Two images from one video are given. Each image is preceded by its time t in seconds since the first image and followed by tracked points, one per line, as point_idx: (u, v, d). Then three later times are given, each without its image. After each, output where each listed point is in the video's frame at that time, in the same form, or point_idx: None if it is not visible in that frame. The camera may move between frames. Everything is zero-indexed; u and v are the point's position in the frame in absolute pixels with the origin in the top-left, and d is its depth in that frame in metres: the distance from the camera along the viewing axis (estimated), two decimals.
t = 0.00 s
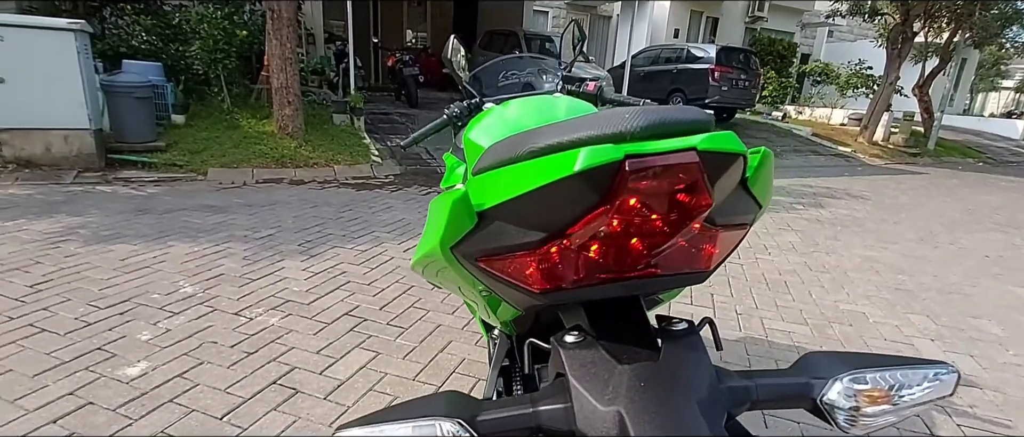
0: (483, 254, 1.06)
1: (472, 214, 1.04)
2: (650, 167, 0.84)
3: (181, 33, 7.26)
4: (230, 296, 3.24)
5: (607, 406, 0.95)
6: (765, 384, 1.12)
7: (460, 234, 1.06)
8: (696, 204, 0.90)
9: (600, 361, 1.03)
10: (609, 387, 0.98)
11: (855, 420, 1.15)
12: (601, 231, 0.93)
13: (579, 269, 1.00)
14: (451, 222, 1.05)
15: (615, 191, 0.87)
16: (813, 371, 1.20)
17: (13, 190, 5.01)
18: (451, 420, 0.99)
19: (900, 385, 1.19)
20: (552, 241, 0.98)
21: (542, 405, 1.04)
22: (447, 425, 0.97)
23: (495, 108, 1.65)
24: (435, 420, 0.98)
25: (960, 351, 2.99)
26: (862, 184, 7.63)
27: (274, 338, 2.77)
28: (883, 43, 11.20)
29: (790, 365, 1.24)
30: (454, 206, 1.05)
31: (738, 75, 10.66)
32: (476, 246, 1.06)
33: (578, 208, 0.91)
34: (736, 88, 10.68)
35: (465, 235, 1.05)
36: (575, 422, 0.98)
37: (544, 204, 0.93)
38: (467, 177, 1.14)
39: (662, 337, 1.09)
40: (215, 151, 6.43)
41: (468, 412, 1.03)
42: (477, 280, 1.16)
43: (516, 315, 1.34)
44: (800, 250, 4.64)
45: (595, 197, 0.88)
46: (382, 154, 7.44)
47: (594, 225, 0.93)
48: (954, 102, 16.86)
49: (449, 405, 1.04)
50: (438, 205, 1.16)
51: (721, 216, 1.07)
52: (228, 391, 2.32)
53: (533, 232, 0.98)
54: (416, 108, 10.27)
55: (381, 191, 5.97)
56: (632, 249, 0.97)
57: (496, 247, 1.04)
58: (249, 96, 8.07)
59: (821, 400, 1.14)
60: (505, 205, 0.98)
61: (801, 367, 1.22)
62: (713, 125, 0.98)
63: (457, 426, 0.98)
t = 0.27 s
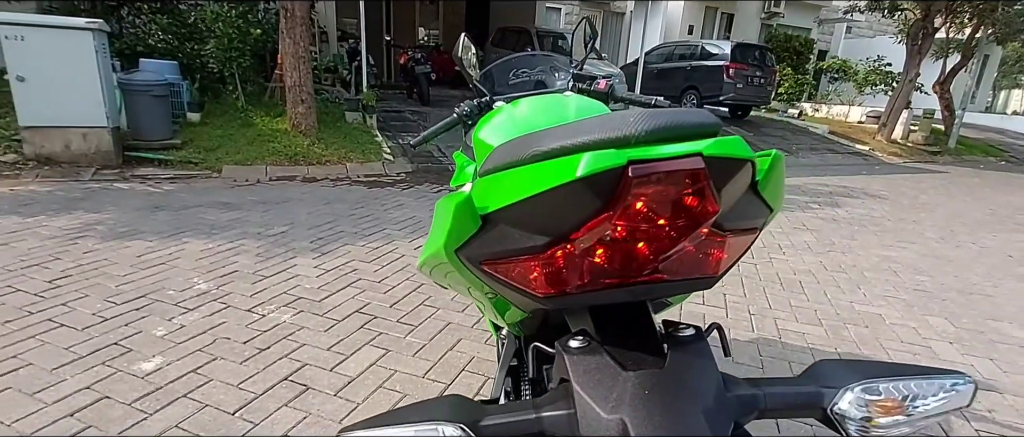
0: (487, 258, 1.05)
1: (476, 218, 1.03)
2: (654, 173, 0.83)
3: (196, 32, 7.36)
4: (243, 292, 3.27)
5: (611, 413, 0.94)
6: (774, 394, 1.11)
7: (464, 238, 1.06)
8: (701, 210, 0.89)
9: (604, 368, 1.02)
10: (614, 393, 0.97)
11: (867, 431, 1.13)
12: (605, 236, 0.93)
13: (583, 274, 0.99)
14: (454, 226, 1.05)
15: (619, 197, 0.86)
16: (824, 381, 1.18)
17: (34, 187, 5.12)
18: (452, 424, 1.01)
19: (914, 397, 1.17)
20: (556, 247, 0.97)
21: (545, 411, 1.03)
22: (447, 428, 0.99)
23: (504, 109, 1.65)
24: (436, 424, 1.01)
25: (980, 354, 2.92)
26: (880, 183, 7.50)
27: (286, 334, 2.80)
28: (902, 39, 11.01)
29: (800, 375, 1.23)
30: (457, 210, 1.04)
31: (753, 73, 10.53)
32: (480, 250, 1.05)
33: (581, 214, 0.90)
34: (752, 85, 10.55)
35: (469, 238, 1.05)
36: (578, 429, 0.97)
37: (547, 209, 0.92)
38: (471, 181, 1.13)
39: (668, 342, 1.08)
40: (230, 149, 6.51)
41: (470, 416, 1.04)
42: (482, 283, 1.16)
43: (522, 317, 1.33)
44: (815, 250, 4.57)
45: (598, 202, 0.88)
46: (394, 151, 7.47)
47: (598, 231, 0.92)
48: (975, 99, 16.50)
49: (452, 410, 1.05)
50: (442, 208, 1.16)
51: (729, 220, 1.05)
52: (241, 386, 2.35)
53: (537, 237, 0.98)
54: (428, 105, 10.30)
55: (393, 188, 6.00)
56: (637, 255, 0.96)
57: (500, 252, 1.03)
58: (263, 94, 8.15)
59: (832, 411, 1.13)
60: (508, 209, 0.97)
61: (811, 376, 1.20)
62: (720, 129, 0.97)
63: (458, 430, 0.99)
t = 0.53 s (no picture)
0: (491, 256, 1.05)
1: (480, 216, 1.03)
2: (656, 171, 0.83)
3: (208, 31, 7.44)
4: (255, 288, 3.31)
5: (614, 412, 0.94)
6: (779, 394, 1.10)
7: (468, 236, 1.06)
8: (705, 208, 0.88)
9: (608, 366, 1.02)
10: (617, 392, 0.96)
11: (875, 431, 1.12)
12: (608, 235, 0.92)
13: (586, 273, 0.99)
14: (459, 224, 1.05)
15: (622, 195, 0.86)
16: (831, 381, 1.17)
17: (50, 184, 5.20)
18: (455, 420, 1.01)
19: (926, 397, 1.15)
20: (559, 245, 0.97)
21: (549, 409, 1.03)
22: (450, 424, 0.99)
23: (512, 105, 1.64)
24: (439, 420, 1.00)
25: (995, 354, 2.87)
26: (895, 180, 7.39)
27: (296, 330, 2.83)
28: (918, 34, 10.85)
29: (806, 374, 1.22)
30: (461, 208, 1.04)
31: (765, 69, 10.41)
32: (484, 248, 1.05)
33: (583, 212, 0.90)
34: (764, 81, 10.44)
35: (473, 236, 1.05)
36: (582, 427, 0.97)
37: (550, 207, 0.92)
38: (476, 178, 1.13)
39: (673, 340, 1.08)
40: (241, 146, 6.57)
41: (473, 413, 1.04)
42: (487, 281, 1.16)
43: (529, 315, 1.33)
44: (828, 248, 4.52)
45: (600, 201, 0.87)
46: (403, 149, 7.49)
47: (601, 230, 0.92)
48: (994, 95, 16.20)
49: (455, 407, 1.05)
50: (447, 206, 1.16)
51: (735, 219, 1.04)
52: (252, 381, 2.38)
53: (541, 235, 0.98)
54: (437, 103, 10.32)
55: (402, 185, 6.02)
56: (641, 253, 0.96)
57: (504, 249, 1.03)
58: (274, 92, 8.21)
59: (838, 411, 1.12)
60: (512, 207, 0.97)
61: (818, 376, 1.19)
62: (725, 127, 0.97)
63: (460, 426, 0.99)
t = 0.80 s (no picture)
0: (497, 255, 1.05)
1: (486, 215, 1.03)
2: (659, 170, 0.83)
3: (219, 31, 7.51)
4: (265, 286, 3.34)
5: (618, 410, 0.94)
6: (785, 393, 1.09)
7: (474, 235, 1.06)
8: (708, 206, 0.89)
9: (613, 364, 1.02)
10: (621, 390, 0.97)
11: (882, 431, 1.11)
12: (612, 234, 0.92)
13: (591, 271, 0.99)
14: (466, 223, 1.06)
15: (625, 195, 0.86)
16: (837, 380, 1.16)
17: (65, 183, 5.28)
18: (461, 417, 1.01)
19: (932, 396, 1.14)
20: (564, 244, 0.97)
21: (553, 407, 1.04)
22: (455, 421, 1.00)
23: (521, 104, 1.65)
24: (444, 416, 1.01)
25: (1010, 355, 2.83)
26: (908, 179, 7.30)
27: (306, 327, 2.85)
28: (932, 30, 10.70)
29: (812, 374, 1.21)
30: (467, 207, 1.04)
31: (776, 66, 10.31)
32: (490, 247, 1.06)
33: (587, 211, 0.90)
34: (775, 78, 10.34)
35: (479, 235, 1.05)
36: (586, 424, 0.97)
37: (554, 206, 0.92)
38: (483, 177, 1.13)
39: (678, 338, 1.08)
40: (251, 145, 6.62)
41: (478, 410, 1.04)
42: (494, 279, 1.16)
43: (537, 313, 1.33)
44: (839, 247, 4.48)
45: (604, 201, 0.87)
46: (412, 147, 7.52)
47: (605, 229, 0.92)
48: (1010, 91, 15.94)
49: (461, 404, 1.06)
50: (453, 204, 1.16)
51: (740, 217, 1.04)
52: (263, 378, 2.40)
53: (546, 234, 0.98)
54: (445, 101, 10.34)
55: (411, 184, 6.04)
56: (645, 252, 0.96)
57: (510, 248, 1.03)
58: (284, 91, 8.26)
59: (844, 410, 1.11)
60: (517, 206, 0.97)
61: (824, 376, 1.18)
62: (730, 126, 0.96)
63: (466, 423, 1.00)
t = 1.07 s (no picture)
0: (500, 256, 1.06)
1: (488, 216, 1.03)
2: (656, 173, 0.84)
3: (232, 31, 7.61)
4: (276, 284, 3.38)
5: (618, 409, 0.95)
6: (785, 393, 1.09)
7: (477, 237, 1.06)
8: (706, 208, 0.89)
9: (613, 364, 1.02)
10: (621, 390, 0.97)
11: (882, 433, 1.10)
12: (611, 236, 0.93)
13: (591, 273, 1.00)
14: (468, 226, 1.05)
15: (623, 197, 0.87)
16: (837, 380, 1.16)
17: (82, 181, 5.37)
18: (464, 415, 1.02)
19: (934, 398, 1.13)
20: (565, 245, 0.98)
21: (554, 405, 1.04)
22: (457, 418, 1.01)
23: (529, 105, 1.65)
24: (447, 413, 1.03)
25: None
26: (923, 178, 7.19)
27: (316, 325, 2.88)
28: (949, 27, 10.53)
29: (812, 374, 1.21)
30: (470, 209, 1.03)
31: (789, 63, 10.21)
32: (492, 248, 1.06)
33: (587, 213, 0.91)
34: (787, 76, 10.24)
35: (483, 236, 1.05)
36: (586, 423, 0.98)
37: (555, 209, 0.93)
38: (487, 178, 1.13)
39: (679, 338, 1.08)
40: (264, 144, 6.69)
41: (480, 408, 1.06)
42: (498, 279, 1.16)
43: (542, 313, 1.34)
44: (851, 247, 4.43)
45: (603, 203, 0.88)
46: (421, 146, 7.55)
47: (604, 231, 0.93)
48: None
49: (463, 402, 1.07)
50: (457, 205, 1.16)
51: (741, 219, 1.04)
52: (273, 374, 2.43)
53: (547, 235, 0.98)
54: (455, 100, 10.37)
55: (420, 183, 6.06)
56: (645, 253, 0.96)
57: (512, 249, 1.04)
58: (295, 90, 8.33)
59: (844, 411, 1.10)
60: (519, 208, 0.97)
61: (824, 376, 1.18)
62: (730, 128, 0.97)
63: (468, 420, 1.01)
